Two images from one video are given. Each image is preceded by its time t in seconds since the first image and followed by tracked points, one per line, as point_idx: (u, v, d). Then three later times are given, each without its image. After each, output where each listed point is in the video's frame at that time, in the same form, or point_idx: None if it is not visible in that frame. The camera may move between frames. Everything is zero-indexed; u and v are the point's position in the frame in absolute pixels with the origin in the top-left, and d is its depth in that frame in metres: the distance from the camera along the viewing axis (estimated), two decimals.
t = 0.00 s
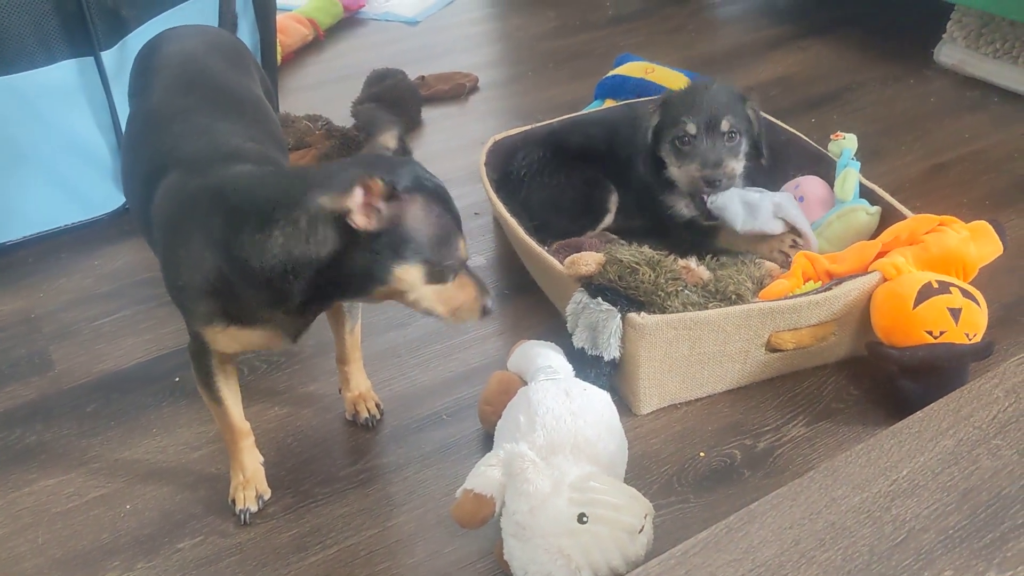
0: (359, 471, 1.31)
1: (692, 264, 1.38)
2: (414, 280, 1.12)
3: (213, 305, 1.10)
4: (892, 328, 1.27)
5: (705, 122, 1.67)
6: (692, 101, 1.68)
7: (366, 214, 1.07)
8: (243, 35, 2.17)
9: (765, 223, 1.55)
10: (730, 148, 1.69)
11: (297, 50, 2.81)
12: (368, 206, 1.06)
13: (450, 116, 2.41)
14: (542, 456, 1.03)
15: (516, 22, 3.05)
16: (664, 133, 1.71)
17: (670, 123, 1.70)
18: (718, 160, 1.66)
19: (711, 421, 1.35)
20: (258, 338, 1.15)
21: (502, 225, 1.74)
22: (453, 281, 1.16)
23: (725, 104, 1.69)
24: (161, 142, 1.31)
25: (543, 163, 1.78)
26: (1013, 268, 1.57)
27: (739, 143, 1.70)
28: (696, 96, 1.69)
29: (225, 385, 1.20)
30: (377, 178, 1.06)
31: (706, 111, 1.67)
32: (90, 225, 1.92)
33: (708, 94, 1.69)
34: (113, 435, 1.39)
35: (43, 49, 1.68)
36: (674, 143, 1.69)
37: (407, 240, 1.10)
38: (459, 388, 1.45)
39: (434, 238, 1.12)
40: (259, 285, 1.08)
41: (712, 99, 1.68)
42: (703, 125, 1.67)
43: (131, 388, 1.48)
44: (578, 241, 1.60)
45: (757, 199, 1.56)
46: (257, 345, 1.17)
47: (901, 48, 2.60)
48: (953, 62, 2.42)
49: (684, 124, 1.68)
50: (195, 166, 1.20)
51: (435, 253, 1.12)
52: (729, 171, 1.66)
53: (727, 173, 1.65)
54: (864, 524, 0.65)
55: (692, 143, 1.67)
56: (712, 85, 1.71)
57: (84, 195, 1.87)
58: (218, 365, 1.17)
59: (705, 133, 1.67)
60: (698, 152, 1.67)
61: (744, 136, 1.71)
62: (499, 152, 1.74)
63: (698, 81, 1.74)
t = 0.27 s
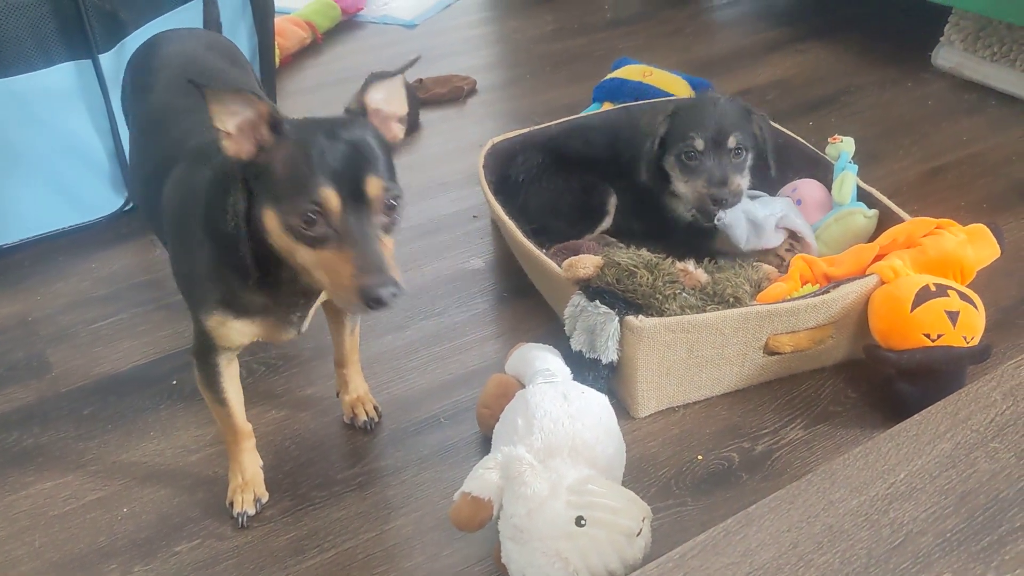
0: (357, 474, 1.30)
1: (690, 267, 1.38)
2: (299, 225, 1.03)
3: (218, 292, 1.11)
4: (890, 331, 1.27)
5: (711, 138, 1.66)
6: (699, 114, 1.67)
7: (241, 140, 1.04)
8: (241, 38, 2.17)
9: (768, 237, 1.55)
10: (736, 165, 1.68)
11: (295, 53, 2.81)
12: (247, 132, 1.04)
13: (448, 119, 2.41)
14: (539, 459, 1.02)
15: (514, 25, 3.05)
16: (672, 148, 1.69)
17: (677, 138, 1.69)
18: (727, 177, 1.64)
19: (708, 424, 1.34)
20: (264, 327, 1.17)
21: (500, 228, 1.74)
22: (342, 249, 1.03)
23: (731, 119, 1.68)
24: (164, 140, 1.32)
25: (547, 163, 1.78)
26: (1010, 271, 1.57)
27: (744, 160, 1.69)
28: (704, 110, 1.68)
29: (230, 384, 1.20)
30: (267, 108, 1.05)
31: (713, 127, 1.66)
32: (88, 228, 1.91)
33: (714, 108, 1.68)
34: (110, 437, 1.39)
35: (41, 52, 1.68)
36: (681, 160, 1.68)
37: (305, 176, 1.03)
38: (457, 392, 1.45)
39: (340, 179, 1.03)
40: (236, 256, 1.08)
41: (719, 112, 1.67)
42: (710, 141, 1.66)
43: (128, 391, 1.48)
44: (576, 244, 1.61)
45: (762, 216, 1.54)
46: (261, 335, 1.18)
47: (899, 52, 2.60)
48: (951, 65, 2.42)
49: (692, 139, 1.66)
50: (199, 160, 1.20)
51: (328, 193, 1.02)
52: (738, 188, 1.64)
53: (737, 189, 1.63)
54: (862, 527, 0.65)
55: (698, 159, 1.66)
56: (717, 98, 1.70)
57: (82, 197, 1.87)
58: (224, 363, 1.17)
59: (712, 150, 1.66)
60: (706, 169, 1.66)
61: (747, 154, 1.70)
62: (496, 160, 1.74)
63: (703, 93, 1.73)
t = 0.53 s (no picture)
0: (356, 476, 1.30)
1: (689, 270, 1.38)
2: (232, 186, 1.07)
3: (211, 289, 1.12)
4: (889, 333, 1.27)
5: (711, 148, 1.66)
6: (698, 122, 1.68)
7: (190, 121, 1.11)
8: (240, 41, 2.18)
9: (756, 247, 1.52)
10: (730, 176, 1.69)
11: (294, 55, 2.81)
12: (198, 111, 1.10)
13: (447, 122, 2.41)
14: (539, 461, 1.02)
15: (513, 28, 3.06)
16: (668, 154, 1.70)
17: (676, 145, 1.69)
18: (722, 187, 1.65)
19: (707, 426, 1.35)
20: (260, 332, 1.17)
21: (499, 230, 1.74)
22: (271, 206, 1.05)
23: (730, 131, 1.69)
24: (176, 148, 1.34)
25: (541, 168, 1.78)
26: (1007, 274, 1.58)
27: (738, 169, 1.70)
28: (704, 120, 1.68)
29: (233, 387, 1.20)
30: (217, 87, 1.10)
31: (712, 137, 1.66)
32: (87, 230, 1.91)
33: (714, 118, 1.69)
34: (109, 440, 1.39)
35: (40, 54, 1.68)
36: (677, 166, 1.68)
37: (240, 138, 1.07)
38: (456, 394, 1.45)
39: (271, 139, 1.06)
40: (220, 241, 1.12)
41: (717, 121, 1.68)
42: (709, 151, 1.66)
43: (127, 393, 1.47)
44: (575, 246, 1.61)
45: (745, 225, 1.53)
46: (257, 338, 1.18)
47: (897, 54, 2.61)
48: (949, 68, 2.42)
49: (690, 147, 1.67)
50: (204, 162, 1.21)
51: (257, 151, 1.05)
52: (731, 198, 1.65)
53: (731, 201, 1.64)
54: (861, 530, 0.65)
55: (694, 168, 1.67)
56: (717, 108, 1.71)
57: (81, 199, 1.87)
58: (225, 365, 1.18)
59: (709, 161, 1.67)
60: (701, 177, 1.66)
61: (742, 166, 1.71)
62: (495, 163, 1.75)
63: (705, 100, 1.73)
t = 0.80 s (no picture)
0: (356, 478, 1.30)
1: (690, 271, 1.38)
2: (203, 218, 1.09)
3: (204, 301, 1.13)
4: (889, 335, 1.27)
5: (688, 143, 1.68)
6: (675, 118, 1.69)
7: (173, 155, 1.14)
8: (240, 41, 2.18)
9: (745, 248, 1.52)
10: (714, 166, 1.69)
11: (294, 57, 2.82)
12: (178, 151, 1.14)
13: (447, 123, 2.41)
14: (539, 462, 1.02)
15: (513, 29, 3.06)
16: (651, 150, 1.71)
17: (656, 143, 1.70)
18: (705, 181, 1.68)
19: (707, 428, 1.34)
20: (254, 342, 1.18)
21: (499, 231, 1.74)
22: (238, 237, 1.06)
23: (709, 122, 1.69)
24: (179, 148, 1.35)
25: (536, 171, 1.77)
26: (1007, 275, 1.58)
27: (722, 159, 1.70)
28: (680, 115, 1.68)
29: (233, 390, 1.20)
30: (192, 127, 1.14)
31: (690, 132, 1.67)
32: (88, 231, 1.92)
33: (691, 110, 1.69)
34: (109, 441, 1.39)
35: (40, 55, 1.68)
36: (660, 164, 1.71)
37: (209, 170, 1.09)
38: (456, 395, 1.44)
39: (241, 170, 1.08)
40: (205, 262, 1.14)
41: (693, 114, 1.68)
42: (687, 147, 1.68)
43: (127, 395, 1.47)
44: (575, 247, 1.61)
45: (732, 225, 1.54)
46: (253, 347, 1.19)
47: (897, 56, 2.61)
48: (949, 69, 2.43)
49: (669, 144, 1.68)
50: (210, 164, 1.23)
51: (226, 181, 1.07)
52: (717, 191, 1.67)
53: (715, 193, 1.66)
54: (861, 531, 0.64)
55: (677, 163, 1.69)
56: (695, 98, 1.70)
57: (81, 201, 1.87)
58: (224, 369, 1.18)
59: (689, 156, 1.68)
60: (684, 173, 1.68)
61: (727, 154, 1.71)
62: (494, 163, 1.75)
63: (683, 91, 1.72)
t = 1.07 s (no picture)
0: (356, 478, 1.30)
1: (690, 272, 1.39)
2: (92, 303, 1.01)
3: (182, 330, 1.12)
4: (889, 335, 1.27)
5: (674, 163, 1.77)
6: (654, 134, 1.77)
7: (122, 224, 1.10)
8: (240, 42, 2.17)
9: (742, 258, 1.54)
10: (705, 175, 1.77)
11: (293, 57, 2.82)
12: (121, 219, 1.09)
13: (447, 123, 2.41)
14: (539, 463, 1.02)
15: (513, 29, 3.06)
16: (641, 169, 1.80)
17: (643, 162, 1.79)
18: (695, 191, 1.77)
19: (707, 428, 1.34)
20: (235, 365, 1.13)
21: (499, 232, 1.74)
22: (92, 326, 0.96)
23: (690, 133, 1.76)
24: (175, 151, 1.36)
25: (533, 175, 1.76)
26: (1008, 276, 1.58)
27: (712, 167, 1.77)
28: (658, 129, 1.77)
29: (229, 395, 1.17)
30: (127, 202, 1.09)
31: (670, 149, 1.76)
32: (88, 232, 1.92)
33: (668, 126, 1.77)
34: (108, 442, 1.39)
35: (40, 56, 1.68)
36: (655, 185, 1.80)
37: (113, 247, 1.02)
38: (456, 396, 1.44)
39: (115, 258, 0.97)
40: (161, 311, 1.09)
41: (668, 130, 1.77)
42: (673, 165, 1.77)
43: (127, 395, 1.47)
44: (575, 248, 1.61)
45: (725, 241, 1.55)
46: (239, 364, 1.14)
47: (897, 56, 2.61)
48: (949, 69, 2.43)
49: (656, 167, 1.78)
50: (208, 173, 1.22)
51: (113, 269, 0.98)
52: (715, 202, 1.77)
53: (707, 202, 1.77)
54: (861, 532, 0.64)
55: (669, 184, 1.79)
56: (671, 108, 1.78)
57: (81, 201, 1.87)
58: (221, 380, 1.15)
59: (678, 175, 1.77)
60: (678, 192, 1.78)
61: (716, 160, 1.78)
62: (494, 163, 1.74)
63: (660, 102, 1.80)
